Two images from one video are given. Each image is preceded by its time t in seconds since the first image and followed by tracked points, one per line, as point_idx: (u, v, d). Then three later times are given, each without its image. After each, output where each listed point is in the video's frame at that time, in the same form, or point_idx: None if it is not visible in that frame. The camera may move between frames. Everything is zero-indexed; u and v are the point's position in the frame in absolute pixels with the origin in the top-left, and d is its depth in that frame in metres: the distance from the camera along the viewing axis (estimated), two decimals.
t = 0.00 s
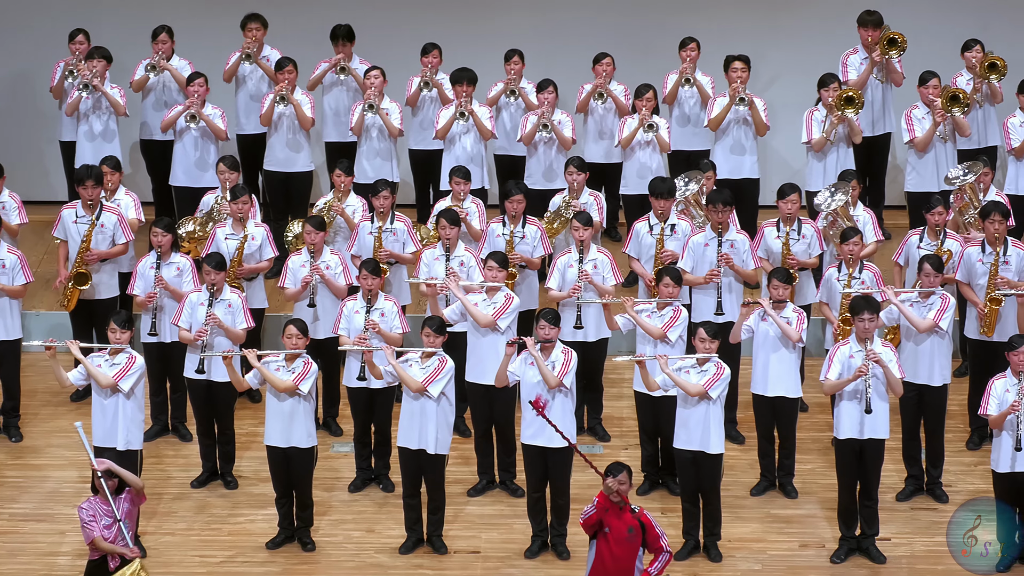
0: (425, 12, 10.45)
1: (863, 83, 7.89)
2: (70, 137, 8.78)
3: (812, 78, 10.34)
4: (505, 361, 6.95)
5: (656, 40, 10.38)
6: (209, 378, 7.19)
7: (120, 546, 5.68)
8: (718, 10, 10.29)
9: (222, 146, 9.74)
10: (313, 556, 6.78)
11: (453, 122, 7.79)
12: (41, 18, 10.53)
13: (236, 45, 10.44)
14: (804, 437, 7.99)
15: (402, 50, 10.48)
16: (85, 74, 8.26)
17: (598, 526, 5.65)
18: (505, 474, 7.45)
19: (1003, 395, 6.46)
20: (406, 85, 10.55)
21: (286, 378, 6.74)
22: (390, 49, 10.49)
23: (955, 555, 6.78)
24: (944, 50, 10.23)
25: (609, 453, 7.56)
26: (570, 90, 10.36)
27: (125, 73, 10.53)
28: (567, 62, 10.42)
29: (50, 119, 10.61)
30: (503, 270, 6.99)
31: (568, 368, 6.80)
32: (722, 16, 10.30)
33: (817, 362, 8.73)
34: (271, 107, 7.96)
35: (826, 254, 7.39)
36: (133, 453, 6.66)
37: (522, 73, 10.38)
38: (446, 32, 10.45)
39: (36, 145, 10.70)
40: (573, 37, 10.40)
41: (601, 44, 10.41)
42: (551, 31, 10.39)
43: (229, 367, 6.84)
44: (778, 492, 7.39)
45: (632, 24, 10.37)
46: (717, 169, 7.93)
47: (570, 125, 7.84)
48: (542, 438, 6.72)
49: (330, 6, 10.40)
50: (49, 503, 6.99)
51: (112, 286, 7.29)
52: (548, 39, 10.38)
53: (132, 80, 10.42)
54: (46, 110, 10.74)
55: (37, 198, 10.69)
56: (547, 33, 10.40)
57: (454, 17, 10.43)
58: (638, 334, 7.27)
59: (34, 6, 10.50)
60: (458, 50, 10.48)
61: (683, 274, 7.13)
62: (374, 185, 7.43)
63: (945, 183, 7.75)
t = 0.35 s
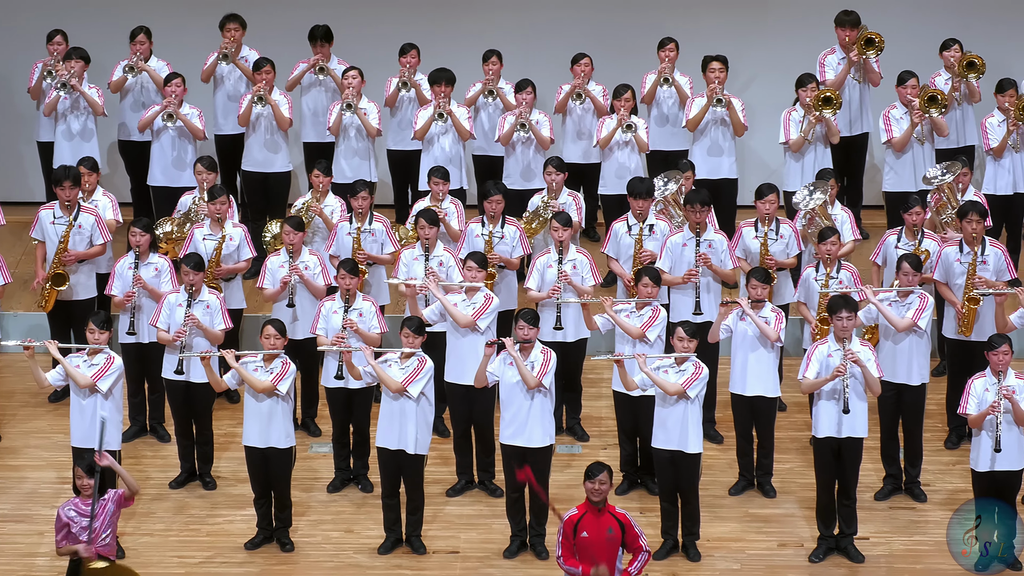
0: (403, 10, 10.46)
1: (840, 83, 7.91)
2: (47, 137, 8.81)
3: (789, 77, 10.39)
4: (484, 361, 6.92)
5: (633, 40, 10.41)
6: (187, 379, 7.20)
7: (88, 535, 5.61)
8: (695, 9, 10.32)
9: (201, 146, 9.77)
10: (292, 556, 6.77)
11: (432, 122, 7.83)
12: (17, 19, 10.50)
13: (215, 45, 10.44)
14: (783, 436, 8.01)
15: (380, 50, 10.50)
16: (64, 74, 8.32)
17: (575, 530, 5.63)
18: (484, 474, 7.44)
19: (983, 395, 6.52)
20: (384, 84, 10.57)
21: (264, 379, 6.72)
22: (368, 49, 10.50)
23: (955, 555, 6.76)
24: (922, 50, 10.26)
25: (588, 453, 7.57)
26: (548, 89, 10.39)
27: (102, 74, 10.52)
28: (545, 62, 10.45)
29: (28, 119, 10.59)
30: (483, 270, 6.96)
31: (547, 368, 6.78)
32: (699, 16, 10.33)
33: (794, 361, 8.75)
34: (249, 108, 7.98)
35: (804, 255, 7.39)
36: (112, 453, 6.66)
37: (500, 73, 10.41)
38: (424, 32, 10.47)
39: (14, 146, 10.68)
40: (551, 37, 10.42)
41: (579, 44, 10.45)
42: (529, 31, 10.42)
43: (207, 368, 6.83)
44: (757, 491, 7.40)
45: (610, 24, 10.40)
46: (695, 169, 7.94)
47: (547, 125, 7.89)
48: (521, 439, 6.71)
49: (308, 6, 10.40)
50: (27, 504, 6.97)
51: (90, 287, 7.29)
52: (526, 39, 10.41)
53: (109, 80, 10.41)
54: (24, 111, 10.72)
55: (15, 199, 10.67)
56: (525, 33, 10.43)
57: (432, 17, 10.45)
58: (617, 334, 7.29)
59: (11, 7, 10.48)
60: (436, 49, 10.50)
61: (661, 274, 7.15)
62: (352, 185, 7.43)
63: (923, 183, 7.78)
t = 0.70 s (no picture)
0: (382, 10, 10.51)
1: (819, 83, 7.93)
2: (27, 138, 8.85)
3: (768, 78, 10.48)
4: (465, 362, 6.92)
5: (613, 41, 10.49)
6: (167, 380, 7.16)
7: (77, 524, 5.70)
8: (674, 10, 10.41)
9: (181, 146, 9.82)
10: (272, 557, 6.76)
11: (411, 123, 7.84)
12: None
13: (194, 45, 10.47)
14: (762, 435, 8.03)
15: (360, 51, 10.56)
16: (43, 76, 8.35)
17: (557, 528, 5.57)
18: (464, 474, 7.45)
19: (965, 395, 6.49)
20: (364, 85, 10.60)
21: (243, 379, 6.71)
22: (349, 50, 10.54)
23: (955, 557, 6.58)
24: (901, 49, 10.35)
25: (568, 453, 7.57)
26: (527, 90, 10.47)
27: (82, 74, 10.50)
28: (524, 63, 10.52)
29: (8, 120, 10.57)
30: (463, 270, 6.96)
31: (527, 369, 6.79)
32: (677, 16, 10.42)
33: (774, 361, 8.78)
34: (228, 107, 8.02)
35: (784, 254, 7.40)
36: (92, 454, 6.61)
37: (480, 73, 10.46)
38: (404, 33, 10.52)
39: None
40: (530, 38, 10.50)
41: (558, 44, 10.51)
42: (508, 32, 10.48)
43: (186, 368, 6.81)
44: (737, 491, 7.41)
45: (589, 24, 10.48)
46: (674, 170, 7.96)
47: (526, 124, 7.87)
48: (501, 440, 6.72)
49: (288, 7, 10.44)
50: (6, 505, 6.95)
51: (69, 287, 7.32)
52: (505, 40, 10.47)
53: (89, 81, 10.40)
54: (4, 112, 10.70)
55: None
56: (504, 34, 10.50)
57: (412, 17, 10.50)
58: (597, 334, 7.30)
59: None
60: (416, 50, 10.54)
61: (641, 273, 7.17)
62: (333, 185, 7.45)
63: (903, 184, 7.79)
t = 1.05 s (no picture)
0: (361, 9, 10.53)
1: (797, 82, 7.94)
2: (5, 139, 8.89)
3: (746, 78, 10.52)
4: (444, 361, 6.96)
5: (591, 40, 10.54)
6: (145, 380, 7.15)
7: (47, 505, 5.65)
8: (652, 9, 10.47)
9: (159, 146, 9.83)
10: (251, 557, 6.75)
11: (390, 123, 7.85)
12: None
13: (172, 45, 10.47)
14: (741, 435, 8.04)
15: (339, 50, 10.57)
16: (23, 77, 8.35)
17: (535, 527, 5.60)
18: (443, 474, 7.44)
19: (944, 395, 6.49)
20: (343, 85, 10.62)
21: (222, 378, 6.72)
22: (328, 50, 10.56)
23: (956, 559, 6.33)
24: (879, 49, 10.43)
25: (547, 452, 7.57)
26: (506, 89, 10.49)
27: (61, 75, 10.50)
28: (503, 63, 10.55)
29: None
30: (442, 269, 6.96)
31: (507, 368, 6.78)
32: (656, 16, 10.47)
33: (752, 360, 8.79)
34: (206, 107, 8.03)
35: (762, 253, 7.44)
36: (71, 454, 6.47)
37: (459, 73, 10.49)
38: (382, 33, 10.55)
39: None
40: (510, 38, 10.54)
41: (537, 44, 10.57)
42: (487, 32, 10.52)
43: (165, 368, 6.83)
44: (715, 490, 7.42)
45: (567, 24, 10.53)
46: (653, 170, 7.98)
47: (506, 125, 7.89)
48: (481, 439, 6.71)
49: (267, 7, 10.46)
50: None
51: (48, 288, 7.32)
52: (484, 39, 10.50)
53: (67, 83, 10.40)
54: None
55: None
56: (484, 33, 10.53)
57: (391, 17, 10.53)
58: (576, 334, 7.26)
59: None
60: (395, 49, 10.57)
61: (620, 273, 7.16)
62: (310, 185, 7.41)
63: (881, 183, 7.77)
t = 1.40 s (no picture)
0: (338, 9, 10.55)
1: (776, 82, 7.96)
2: None
3: (724, 78, 10.57)
4: (423, 361, 6.92)
5: (569, 41, 10.58)
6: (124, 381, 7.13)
7: (16, 502, 5.55)
8: (630, 9, 10.50)
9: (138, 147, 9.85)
10: (230, 558, 6.74)
11: (369, 123, 7.91)
12: None
13: (149, 46, 10.48)
14: (720, 434, 8.06)
15: (317, 50, 10.58)
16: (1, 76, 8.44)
17: (513, 530, 5.60)
18: (423, 474, 7.43)
19: (924, 395, 6.45)
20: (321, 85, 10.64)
21: (200, 379, 6.70)
22: (306, 50, 10.57)
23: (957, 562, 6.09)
24: (856, 49, 10.48)
25: (527, 453, 7.58)
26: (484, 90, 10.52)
27: (39, 77, 10.49)
28: (482, 63, 10.59)
29: None
30: (421, 270, 6.94)
31: (485, 368, 6.76)
32: (634, 16, 10.51)
33: (731, 360, 8.82)
34: (184, 108, 8.05)
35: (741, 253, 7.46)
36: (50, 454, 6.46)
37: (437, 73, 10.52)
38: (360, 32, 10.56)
39: None
40: (488, 38, 10.57)
41: (515, 45, 10.60)
42: (464, 33, 10.55)
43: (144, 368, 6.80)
44: (694, 489, 7.42)
45: (545, 25, 10.57)
46: (632, 170, 7.97)
47: (485, 125, 7.95)
48: (460, 438, 6.70)
49: (245, 7, 10.46)
50: None
51: (25, 288, 7.31)
52: (461, 40, 10.54)
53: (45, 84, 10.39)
54: None
55: None
56: (461, 34, 10.57)
57: (369, 18, 10.55)
58: (556, 334, 7.23)
59: None
60: (373, 50, 10.59)
61: (599, 273, 7.17)
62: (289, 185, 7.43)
63: (860, 182, 7.78)
